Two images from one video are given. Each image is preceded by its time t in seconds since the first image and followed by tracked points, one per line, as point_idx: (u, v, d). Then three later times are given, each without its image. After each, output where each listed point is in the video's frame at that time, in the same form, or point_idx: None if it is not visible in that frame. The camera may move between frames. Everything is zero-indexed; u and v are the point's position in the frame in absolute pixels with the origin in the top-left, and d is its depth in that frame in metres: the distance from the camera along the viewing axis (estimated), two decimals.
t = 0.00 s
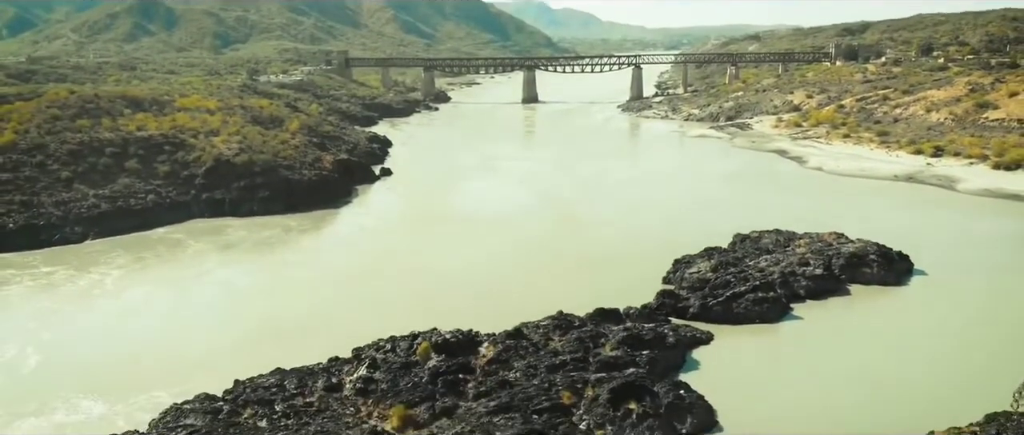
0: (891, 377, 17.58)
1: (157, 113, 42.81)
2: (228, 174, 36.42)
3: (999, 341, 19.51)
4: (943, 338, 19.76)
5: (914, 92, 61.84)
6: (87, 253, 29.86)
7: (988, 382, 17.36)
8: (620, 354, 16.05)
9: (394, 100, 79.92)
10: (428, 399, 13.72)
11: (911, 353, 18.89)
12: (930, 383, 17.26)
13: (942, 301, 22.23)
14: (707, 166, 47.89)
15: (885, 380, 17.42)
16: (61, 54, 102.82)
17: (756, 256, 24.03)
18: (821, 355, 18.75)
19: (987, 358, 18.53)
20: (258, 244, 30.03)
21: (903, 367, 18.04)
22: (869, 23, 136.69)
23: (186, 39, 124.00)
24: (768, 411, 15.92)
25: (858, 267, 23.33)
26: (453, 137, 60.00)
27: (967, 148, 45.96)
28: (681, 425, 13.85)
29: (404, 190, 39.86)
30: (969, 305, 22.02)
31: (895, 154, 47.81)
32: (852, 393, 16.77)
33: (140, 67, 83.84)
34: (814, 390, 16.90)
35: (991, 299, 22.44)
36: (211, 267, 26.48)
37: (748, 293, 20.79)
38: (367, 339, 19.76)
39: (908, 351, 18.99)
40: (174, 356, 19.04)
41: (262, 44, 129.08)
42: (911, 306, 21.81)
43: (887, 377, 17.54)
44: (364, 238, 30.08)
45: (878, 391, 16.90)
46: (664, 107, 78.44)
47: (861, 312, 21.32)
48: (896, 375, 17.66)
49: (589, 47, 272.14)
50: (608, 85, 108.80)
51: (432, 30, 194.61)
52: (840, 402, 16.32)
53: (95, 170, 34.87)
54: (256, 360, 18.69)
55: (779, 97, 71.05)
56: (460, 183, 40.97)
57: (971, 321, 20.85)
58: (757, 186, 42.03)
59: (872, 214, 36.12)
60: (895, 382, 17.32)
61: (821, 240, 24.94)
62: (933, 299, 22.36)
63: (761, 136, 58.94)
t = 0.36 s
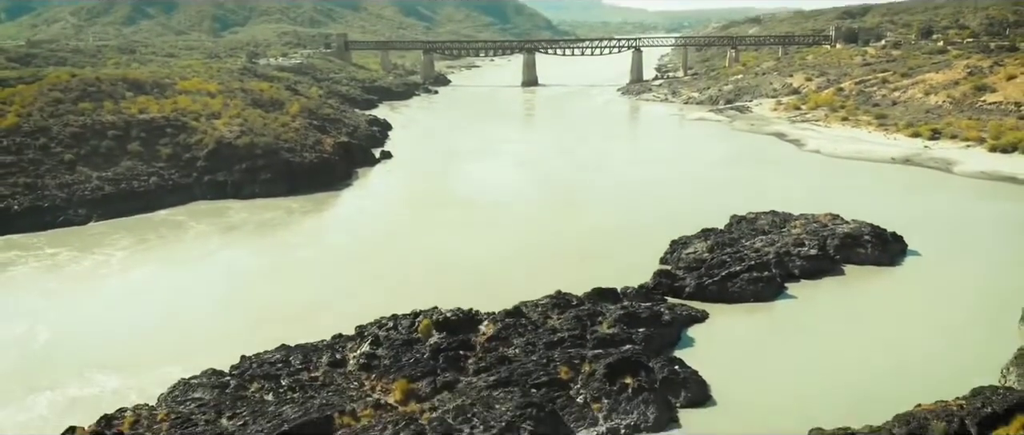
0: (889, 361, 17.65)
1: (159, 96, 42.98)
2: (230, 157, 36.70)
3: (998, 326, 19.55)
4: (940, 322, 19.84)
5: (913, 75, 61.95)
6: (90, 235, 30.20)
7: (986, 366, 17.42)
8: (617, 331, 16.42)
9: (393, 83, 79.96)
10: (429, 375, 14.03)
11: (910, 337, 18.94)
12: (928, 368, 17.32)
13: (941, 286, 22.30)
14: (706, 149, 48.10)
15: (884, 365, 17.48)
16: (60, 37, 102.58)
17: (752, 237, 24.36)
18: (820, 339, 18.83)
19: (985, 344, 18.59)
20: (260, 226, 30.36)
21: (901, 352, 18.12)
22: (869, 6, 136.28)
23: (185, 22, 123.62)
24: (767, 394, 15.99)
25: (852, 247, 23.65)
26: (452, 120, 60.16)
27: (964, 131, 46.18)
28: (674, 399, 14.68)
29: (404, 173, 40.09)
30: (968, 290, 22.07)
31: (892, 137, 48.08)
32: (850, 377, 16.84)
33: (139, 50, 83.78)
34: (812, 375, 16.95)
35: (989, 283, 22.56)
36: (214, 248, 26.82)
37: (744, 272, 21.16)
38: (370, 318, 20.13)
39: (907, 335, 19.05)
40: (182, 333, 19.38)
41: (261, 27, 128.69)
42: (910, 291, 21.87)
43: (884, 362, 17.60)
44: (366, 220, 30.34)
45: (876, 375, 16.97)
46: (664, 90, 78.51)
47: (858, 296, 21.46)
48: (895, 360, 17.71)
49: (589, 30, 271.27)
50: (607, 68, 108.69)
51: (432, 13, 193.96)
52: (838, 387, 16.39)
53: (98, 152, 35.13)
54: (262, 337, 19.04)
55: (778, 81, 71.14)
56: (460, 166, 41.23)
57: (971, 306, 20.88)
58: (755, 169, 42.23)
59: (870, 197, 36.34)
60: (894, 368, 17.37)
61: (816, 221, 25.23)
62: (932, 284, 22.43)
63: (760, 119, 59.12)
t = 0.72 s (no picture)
0: (885, 346, 17.73)
1: (160, 80, 43.12)
2: (231, 141, 36.93)
3: (994, 308, 19.64)
4: (937, 306, 19.92)
5: (912, 59, 62.01)
6: (94, 218, 30.48)
7: (980, 349, 17.59)
8: (614, 311, 16.74)
9: (393, 68, 79.96)
10: (430, 353, 14.35)
11: (906, 322, 19.04)
12: (922, 351, 17.48)
13: (937, 270, 22.40)
14: (705, 133, 48.29)
15: (880, 349, 17.56)
16: (59, 22, 102.38)
17: (749, 219, 24.63)
18: (816, 323, 18.95)
19: (980, 327, 18.68)
20: (262, 209, 30.66)
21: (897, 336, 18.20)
22: None
23: (184, 7, 123.28)
24: (761, 374, 16.27)
25: (847, 230, 23.96)
26: (452, 104, 60.28)
27: (962, 115, 46.39)
28: (669, 377, 15.06)
29: (404, 156, 40.33)
30: (965, 273, 22.16)
31: (891, 121, 48.28)
32: (846, 361, 16.99)
33: (139, 35, 83.70)
34: (809, 359, 17.02)
35: (985, 267, 22.69)
36: (217, 231, 27.12)
37: (739, 254, 21.49)
38: (371, 298, 20.47)
39: (903, 319, 19.15)
40: (189, 313, 19.70)
41: (260, 11, 128.35)
42: (906, 276, 21.95)
43: (880, 347, 17.68)
44: (367, 204, 30.57)
45: (873, 361, 17.03)
46: (664, 74, 78.54)
47: (854, 279, 21.70)
48: (891, 345, 17.80)
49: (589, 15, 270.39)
50: (607, 53, 108.53)
51: None
52: (833, 370, 16.55)
53: (100, 136, 35.35)
54: (268, 318, 19.36)
55: (778, 65, 71.17)
56: (460, 150, 41.43)
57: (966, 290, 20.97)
58: (754, 153, 42.43)
59: (868, 181, 36.55)
60: (887, 350, 17.58)
61: (813, 204, 25.47)
62: (927, 268, 22.55)
63: (760, 103, 59.25)
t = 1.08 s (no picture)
0: (879, 330, 17.94)
1: (161, 67, 43.22)
2: (233, 127, 37.11)
3: (987, 292, 19.93)
4: (931, 290, 20.19)
5: (912, 46, 62.03)
6: (97, 203, 30.72)
7: (972, 332, 17.88)
8: (612, 294, 17.02)
9: (393, 54, 79.94)
10: (431, 334, 14.64)
11: (902, 307, 19.21)
12: (915, 334, 17.76)
13: (936, 256, 22.53)
14: (704, 119, 48.42)
15: (874, 333, 17.76)
16: (59, 8, 102.15)
17: (746, 204, 24.85)
18: (812, 308, 19.16)
19: (975, 312, 18.84)
20: (264, 195, 30.90)
21: (892, 321, 18.40)
22: None
23: None
24: (756, 356, 16.57)
25: (843, 215, 24.22)
26: (452, 90, 60.36)
27: (960, 101, 46.51)
28: (666, 357, 15.35)
29: (404, 142, 40.49)
30: (963, 259, 22.26)
31: (889, 107, 48.42)
32: (840, 344, 17.28)
33: (139, 21, 83.59)
34: (804, 344, 17.22)
35: (983, 252, 22.85)
36: (220, 216, 27.38)
37: (736, 239, 21.77)
38: (373, 281, 20.74)
39: (898, 304, 19.34)
40: (195, 294, 19.98)
41: None
42: (905, 262, 22.09)
43: (874, 331, 17.88)
44: (368, 189, 30.81)
45: (867, 344, 17.28)
46: (664, 60, 78.52)
47: (850, 263, 21.96)
48: (884, 327, 18.09)
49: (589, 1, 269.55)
50: (607, 39, 108.36)
51: None
52: (827, 353, 16.83)
53: (102, 122, 35.52)
54: (273, 300, 19.64)
55: (778, 51, 71.17)
56: (460, 135, 41.61)
57: (964, 276, 21.06)
58: (753, 139, 42.57)
59: (865, 167, 36.75)
60: (881, 332, 17.86)
61: (810, 189, 25.68)
62: (927, 254, 22.65)
63: (760, 89, 59.35)
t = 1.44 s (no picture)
0: (872, 311, 18.21)
1: (161, 51, 43.29)
2: (233, 111, 37.31)
3: (979, 274, 20.22)
4: (924, 272, 20.49)
5: (911, 31, 62.03)
6: (99, 186, 30.96)
7: (963, 312, 18.18)
8: (609, 275, 17.34)
9: (393, 38, 79.89)
10: (432, 313, 14.95)
11: (896, 289, 19.47)
12: (907, 314, 18.06)
13: (931, 239, 22.76)
14: (703, 104, 48.54)
15: (867, 315, 18.03)
16: None
17: (744, 187, 25.08)
18: (807, 289, 19.46)
19: (968, 295, 19.09)
20: (265, 178, 31.16)
21: (886, 303, 18.66)
22: None
23: None
24: (750, 336, 16.89)
25: (839, 197, 24.49)
26: (452, 75, 60.40)
27: (958, 86, 46.66)
28: (661, 336, 15.65)
29: (405, 126, 40.67)
30: (958, 243, 22.49)
31: (887, 92, 48.54)
32: (833, 324, 17.60)
33: (138, 5, 83.43)
34: (799, 325, 17.51)
35: (977, 235, 23.11)
36: (222, 199, 27.64)
37: (733, 221, 22.06)
38: (373, 263, 21.02)
39: (892, 286, 19.59)
40: (201, 275, 20.26)
41: None
42: (900, 245, 22.34)
43: (867, 313, 18.15)
44: (368, 173, 31.04)
45: (861, 324, 17.56)
46: (663, 45, 78.48)
47: (845, 246, 22.22)
48: (878, 308, 18.38)
49: None
50: (608, 24, 108.08)
51: None
52: (820, 333, 17.14)
53: (104, 106, 35.70)
54: (278, 281, 19.92)
55: (777, 36, 71.14)
56: (459, 120, 41.77)
57: (958, 259, 21.29)
58: (753, 123, 42.72)
59: (863, 151, 36.94)
60: (874, 313, 18.16)
61: (807, 173, 25.89)
62: (922, 237, 22.90)
63: (759, 74, 59.39)
